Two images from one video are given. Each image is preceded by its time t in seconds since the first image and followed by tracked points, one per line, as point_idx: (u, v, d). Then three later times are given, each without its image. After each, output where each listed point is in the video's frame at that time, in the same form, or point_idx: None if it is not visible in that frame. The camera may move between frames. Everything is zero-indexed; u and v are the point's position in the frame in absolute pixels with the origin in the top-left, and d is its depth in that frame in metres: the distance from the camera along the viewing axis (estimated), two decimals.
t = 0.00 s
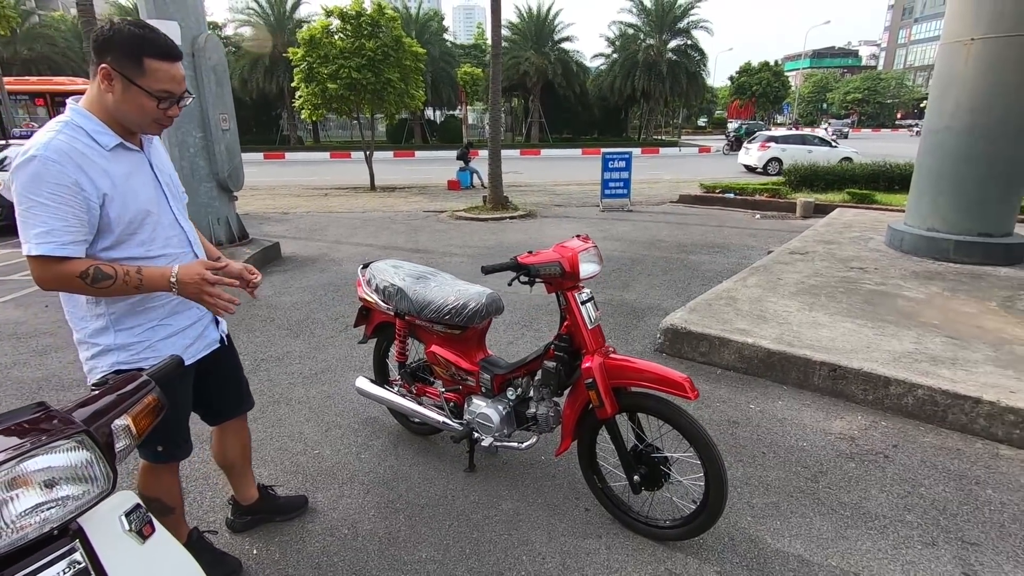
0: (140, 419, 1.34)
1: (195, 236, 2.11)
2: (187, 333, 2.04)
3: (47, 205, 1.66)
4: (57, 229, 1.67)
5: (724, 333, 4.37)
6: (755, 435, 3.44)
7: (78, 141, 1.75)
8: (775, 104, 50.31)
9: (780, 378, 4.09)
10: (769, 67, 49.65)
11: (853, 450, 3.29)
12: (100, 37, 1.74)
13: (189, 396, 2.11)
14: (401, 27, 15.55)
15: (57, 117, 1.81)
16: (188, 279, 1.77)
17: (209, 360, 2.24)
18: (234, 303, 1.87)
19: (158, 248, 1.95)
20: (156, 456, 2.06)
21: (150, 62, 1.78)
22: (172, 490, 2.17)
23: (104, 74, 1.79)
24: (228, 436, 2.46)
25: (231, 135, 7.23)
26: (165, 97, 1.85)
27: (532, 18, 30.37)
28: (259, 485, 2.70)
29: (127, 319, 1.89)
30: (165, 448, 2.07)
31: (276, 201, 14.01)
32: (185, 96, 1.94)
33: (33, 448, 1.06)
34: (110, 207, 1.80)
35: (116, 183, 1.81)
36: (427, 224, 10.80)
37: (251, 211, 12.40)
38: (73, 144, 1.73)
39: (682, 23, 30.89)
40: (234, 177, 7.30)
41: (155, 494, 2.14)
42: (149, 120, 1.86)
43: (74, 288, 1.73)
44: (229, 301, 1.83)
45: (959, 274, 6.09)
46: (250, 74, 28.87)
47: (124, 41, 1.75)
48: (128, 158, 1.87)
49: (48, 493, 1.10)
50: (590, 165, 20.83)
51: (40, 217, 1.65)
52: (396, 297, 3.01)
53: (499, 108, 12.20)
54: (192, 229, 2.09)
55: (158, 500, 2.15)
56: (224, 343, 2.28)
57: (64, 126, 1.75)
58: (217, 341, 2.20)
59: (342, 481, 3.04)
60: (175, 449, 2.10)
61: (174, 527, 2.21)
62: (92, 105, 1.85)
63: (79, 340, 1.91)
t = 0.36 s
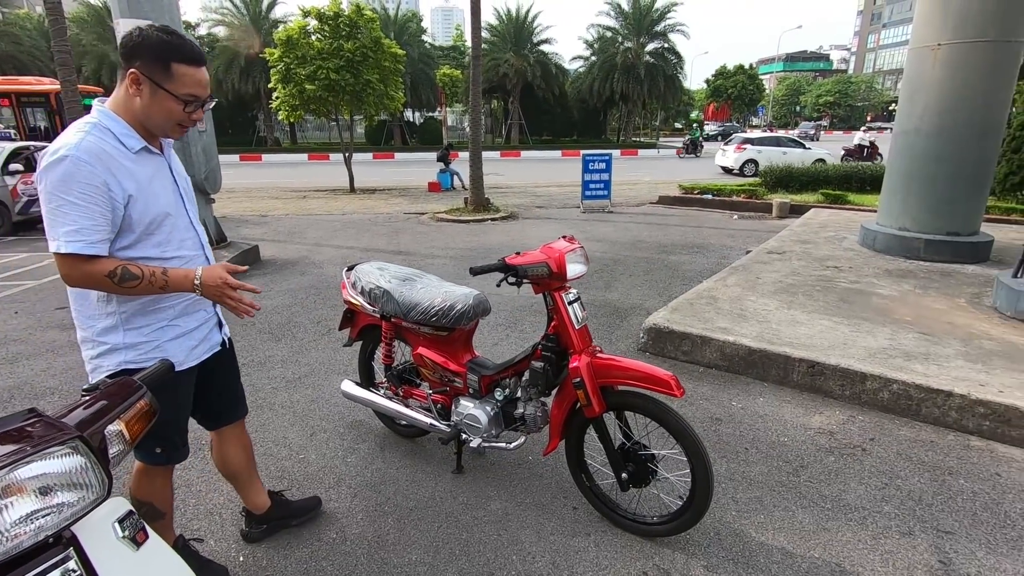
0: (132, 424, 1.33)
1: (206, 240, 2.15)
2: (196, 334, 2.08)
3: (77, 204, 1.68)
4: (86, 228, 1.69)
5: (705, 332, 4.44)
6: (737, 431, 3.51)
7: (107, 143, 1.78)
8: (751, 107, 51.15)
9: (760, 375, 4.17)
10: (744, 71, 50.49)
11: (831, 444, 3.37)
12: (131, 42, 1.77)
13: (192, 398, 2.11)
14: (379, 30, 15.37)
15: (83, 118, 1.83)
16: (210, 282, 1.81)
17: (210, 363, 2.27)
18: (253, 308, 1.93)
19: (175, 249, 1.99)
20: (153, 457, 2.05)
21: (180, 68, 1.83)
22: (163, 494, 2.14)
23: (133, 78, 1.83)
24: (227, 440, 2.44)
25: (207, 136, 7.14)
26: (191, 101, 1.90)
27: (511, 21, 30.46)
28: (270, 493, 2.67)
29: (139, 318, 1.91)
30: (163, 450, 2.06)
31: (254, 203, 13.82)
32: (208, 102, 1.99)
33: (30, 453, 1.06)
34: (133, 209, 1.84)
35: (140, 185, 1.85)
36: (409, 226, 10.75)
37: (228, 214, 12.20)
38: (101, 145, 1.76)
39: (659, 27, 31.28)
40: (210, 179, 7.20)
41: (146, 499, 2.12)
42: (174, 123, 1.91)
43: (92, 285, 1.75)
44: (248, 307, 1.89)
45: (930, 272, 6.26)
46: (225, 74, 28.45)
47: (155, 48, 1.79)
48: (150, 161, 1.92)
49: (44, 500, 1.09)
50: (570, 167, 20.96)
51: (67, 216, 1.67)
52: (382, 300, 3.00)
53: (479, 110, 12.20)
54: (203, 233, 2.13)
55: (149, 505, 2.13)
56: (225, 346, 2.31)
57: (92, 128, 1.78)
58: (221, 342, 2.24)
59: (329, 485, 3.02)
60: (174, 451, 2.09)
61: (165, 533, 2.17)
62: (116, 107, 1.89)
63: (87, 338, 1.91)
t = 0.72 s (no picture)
0: (110, 428, 1.30)
1: (234, 233, 2.25)
2: (225, 321, 2.16)
3: (122, 179, 1.80)
4: (130, 202, 1.81)
5: (692, 331, 4.46)
6: (724, 428, 3.53)
7: (148, 128, 1.92)
8: (734, 108, 51.64)
9: (747, 372, 4.19)
10: (728, 72, 50.98)
11: (817, 440, 3.40)
12: (171, 36, 1.94)
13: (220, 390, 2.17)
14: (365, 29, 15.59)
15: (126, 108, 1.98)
16: (252, 259, 1.99)
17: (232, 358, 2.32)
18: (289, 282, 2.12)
19: (207, 234, 2.09)
20: (180, 448, 2.11)
21: (215, 60, 2.00)
22: (177, 488, 2.19)
23: (170, 70, 1.99)
24: (228, 439, 2.46)
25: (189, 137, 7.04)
26: (224, 90, 2.06)
27: (496, 21, 30.48)
28: (260, 499, 2.64)
29: (172, 303, 2.01)
30: (192, 441, 2.12)
31: (237, 205, 13.66)
32: (235, 96, 2.16)
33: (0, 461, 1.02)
34: (170, 190, 1.95)
35: (177, 169, 1.97)
36: (395, 227, 10.70)
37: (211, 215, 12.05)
38: (143, 130, 1.90)
39: (644, 29, 31.50)
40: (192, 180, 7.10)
41: (157, 493, 2.16)
42: (206, 111, 2.07)
43: (134, 263, 1.84)
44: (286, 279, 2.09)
45: (911, 270, 6.35)
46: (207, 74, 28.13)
47: (194, 40, 1.96)
48: (184, 149, 2.05)
49: (16, 508, 1.06)
50: (556, 168, 20.99)
51: (113, 190, 1.79)
52: (369, 300, 2.97)
53: (465, 111, 12.18)
54: (232, 226, 2.24)
55: (160, 499, 2.17)
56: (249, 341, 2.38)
57: (134, 116, 1.92)
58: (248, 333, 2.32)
59: (315, 488, 2.99)
60: (201, 443, 2.15)
61: (159, 533, 2.20)
62: (153, 99, 2.04)
63: (125, 324, 2.00)
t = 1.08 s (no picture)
0: (63, 432, 1.27)
1: (244, 223, 2.25)
2: (236, 308, 2.17)
3: (126, 163, 1.82)
4: (132, 185, 1.82)
5: (679, 328, 4.44)
6: (711, 426, 3.50)
7: (157, 116, 1.94)
8: (721, 107, 51.95)
9: (734, 369, 4.18)
10: (715, 71, 51.28)
11: (803, 437, 3.39)
12: (181, 27, 1.96)
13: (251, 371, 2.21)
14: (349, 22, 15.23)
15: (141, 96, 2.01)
16: (242, 256, 1.91)
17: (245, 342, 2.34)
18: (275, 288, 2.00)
19: (215, 222, 2.09)
20: (229, 432, 2.16)
21: (224, 50, 1.99)
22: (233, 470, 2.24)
23: (182, 61, 2.01)
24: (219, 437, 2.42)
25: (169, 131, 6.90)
26: (234, 81, 2.07)
27: (484, 18, 30.38)
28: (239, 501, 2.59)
29: (182, 288, 2.04)
30: (237, 424, 2.16)
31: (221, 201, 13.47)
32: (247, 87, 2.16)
33: None
34: (177, 176, 1.96)
35: (185, 156, 1.98)
36: (381, 223, 10.60)
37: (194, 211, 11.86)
38: (151, 117, 1.92)
39: (632, 27, 31.55)
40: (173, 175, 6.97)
41: (211, 478, 2.20)
42: (217, 101, 2.07)
43: (134, 248, 1.85)
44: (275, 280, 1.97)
45: (896, 267, 6.39)
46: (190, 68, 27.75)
47: (203, 30, 1.96)
48: (195, 137, 2.06)
49: None
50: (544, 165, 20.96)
51: (117, 173, 1.80)
52: (351, 297, 2.91)
53: (453, 107, 12.09)
54: (242, 215, 2.24)
55: (214, 484, 2.20)
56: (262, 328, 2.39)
57: (145, 103, 1.95)
58: (261, 323, 2.33)
59: (297, 489, 2.92)
60: (247, 423, 2.19)
61: (214, 514, 2.25)
62: (167, 91, 2.06)
63: (141, 306, 2.05)
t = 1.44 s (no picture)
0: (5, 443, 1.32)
1: (256, 224, 2.34)
2: (246, 310, 2.28)
3: (148, 167, 1.89)
4: (150, 189, 1.89)
5: (670, 323, 4.40)
6: (701, 421, 3.47)
7: (181, 118, 2.00)
8: (717, 99, 51.82)
9: (725, 364, 4.15)
10: (710, 64, 51.19)
11: (794, 432, 3.37)
12: (210, 30, 2.02)
13: (265, 363, 2.36)
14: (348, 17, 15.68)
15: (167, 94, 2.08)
16: (254, 273, 1.99)
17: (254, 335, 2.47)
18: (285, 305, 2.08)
19: (229, 224, 2.17)
20: (257, 415, 2.34)
21: (252, 55, 2.06)
22: (288, 442, 2.51)
23: (209, 61, 2.07)
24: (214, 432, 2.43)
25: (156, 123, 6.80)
26: (259, 85, 2.13)
27: (479, 9, 30.14)
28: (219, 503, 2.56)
29: (193, 288, 2.16)
30: (263, 408, 2.36)
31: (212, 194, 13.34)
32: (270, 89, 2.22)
33: None
34: (197, 180, 2.04)
35: (205, 159, 2.05)
36: (373, 217, 10.52)
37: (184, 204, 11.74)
38: (177, 119, 1.99)
39: (627, 18, 31.35)
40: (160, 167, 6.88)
41: (276, 452, 2.49)
42: (239, 103, 2.14)
43: (147, 250, 1.93)
44: (282, 302, 2.05)
45: (888, 261, 6.38)
46: (180, 59, 27.47)
47: (231, 34, 2.02)
48: (216, 139, 2.13)
49: None
50: (539, 158, 20.86)
51: (137, 176, 1.88)
52: (336, 292, 2.85)
53: (446, 99, 11.97)
54: (254, 216, 2.32)
55: (280, 456, 2.50)
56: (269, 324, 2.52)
57: (171, 104, 2.01)
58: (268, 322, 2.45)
59: (280, 489, 2.88)
60: (270, 406, 2.38)
61: (304, 479, 2.58)
62: (192, 89, 2.13)
63: (154, 304, 2.17)
